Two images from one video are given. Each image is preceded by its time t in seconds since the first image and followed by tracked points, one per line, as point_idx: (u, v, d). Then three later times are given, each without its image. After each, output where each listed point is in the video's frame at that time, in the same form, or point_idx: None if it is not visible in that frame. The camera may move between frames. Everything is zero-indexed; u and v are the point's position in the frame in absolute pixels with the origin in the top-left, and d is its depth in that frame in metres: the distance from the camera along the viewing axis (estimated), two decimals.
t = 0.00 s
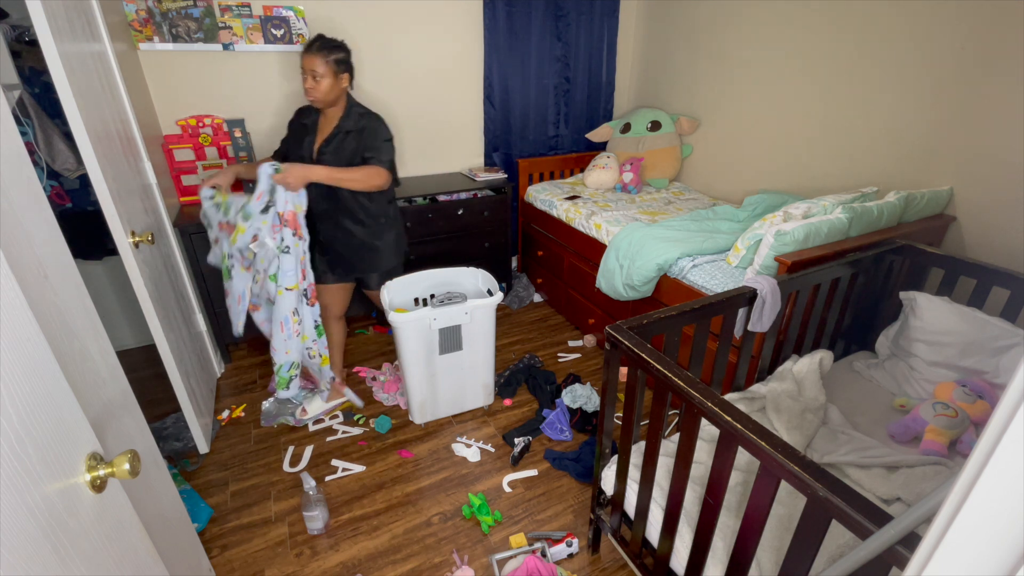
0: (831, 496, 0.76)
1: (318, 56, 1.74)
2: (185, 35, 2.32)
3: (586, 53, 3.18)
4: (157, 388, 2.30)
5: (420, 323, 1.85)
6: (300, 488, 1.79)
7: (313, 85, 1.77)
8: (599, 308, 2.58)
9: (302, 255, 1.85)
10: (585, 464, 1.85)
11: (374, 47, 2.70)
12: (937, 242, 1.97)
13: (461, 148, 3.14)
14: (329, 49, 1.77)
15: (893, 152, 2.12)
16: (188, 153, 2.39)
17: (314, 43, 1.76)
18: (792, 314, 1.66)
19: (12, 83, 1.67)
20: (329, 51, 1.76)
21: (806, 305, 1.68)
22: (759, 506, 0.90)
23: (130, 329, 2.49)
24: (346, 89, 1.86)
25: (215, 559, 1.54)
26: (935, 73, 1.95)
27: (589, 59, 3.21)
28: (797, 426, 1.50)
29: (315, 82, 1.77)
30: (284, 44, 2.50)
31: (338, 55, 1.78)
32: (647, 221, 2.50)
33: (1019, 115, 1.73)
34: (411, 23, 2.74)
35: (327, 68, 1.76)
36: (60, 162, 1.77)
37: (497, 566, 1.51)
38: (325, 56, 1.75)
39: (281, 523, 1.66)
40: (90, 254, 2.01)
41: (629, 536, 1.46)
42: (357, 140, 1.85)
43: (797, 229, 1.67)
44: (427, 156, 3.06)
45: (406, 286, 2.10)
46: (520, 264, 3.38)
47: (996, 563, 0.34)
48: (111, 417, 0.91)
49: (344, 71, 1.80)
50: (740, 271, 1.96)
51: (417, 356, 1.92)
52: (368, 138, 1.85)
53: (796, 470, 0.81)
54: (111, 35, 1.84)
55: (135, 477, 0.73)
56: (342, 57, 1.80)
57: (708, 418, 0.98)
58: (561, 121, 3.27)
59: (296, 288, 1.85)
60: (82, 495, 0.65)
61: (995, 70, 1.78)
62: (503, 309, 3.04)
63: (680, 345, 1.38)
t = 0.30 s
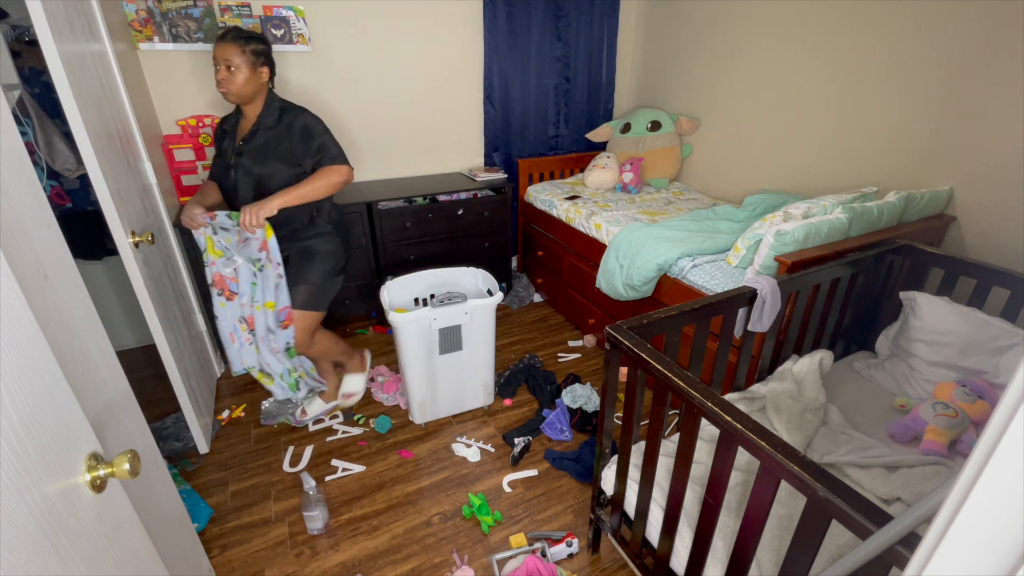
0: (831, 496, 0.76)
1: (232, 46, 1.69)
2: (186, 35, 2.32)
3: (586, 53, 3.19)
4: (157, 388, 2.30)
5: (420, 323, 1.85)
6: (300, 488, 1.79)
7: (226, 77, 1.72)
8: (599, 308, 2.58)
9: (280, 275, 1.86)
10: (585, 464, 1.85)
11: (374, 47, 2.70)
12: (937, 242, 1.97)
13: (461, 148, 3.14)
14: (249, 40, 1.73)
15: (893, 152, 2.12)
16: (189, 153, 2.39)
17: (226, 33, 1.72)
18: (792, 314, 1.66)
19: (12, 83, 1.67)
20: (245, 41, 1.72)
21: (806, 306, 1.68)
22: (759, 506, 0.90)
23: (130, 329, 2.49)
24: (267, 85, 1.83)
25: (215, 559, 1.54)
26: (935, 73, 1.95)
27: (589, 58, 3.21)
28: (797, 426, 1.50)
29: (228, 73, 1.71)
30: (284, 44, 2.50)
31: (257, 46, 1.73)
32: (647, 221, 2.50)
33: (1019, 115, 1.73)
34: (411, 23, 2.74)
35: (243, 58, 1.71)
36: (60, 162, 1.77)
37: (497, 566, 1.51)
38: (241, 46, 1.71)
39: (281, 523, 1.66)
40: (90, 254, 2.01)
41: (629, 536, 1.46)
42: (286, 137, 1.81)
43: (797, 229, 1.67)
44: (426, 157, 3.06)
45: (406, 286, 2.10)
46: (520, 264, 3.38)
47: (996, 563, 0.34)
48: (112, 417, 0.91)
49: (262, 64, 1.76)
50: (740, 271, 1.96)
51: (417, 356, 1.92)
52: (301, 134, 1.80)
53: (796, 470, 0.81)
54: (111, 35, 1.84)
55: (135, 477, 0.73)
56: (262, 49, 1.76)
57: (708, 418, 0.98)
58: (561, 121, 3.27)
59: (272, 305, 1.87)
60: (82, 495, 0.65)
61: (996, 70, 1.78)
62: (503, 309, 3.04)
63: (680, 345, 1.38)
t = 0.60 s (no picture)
0: (831, 496, 0.76)
1: (184, 45, 1.26)
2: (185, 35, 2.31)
3: (586, 53, 3.19)
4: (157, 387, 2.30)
5: (420, 323, 1.85)
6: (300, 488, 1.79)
7: (170, 77, 1.29)
8: (599, 308, 2.58)
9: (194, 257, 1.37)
10: (585, 464, 1.85)
11: (374, 47, 2.70)
12: (937, 242, 1.97)
13: (461, 148, 3.14)
14: (223, 43, 1.30)
15: (893, 152, 2.12)
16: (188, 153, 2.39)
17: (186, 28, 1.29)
18: (792, 314, 1.66)
19: (11, 83, 1.67)
20: (206, 40, 1.27)
21: (806, 306, 1.68)
22: (759, 506, 0.90)
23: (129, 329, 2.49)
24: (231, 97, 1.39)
25: (215, 559, 1.54)
26: (934, 73, 1.95)
27: (589, 58, 3.21)
28: (797, 426, 1.50)
29: (172, 78, 1.29)
30: (284, 44, 2.50)
31: (227, 51, 1.30)
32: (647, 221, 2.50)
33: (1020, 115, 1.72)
34: (411, 23, 2.74)
35: (198, 63, 1.28)
36: (60, 162, 1.76)
37: (497, 566, 1.51)
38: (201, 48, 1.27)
39: (281, 524, 1.66)
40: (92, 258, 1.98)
41: (629, 536, 1.46)
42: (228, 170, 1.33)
43: (797, 229, 1.67)
44: (427, 157, 3.06)
45: (406, 286, 2.10)
46: (520, 264, 3.38)
47: (997, 563, 0.34)
48: (111, 417, 0.91)
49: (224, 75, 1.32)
50: (740, 271, 1.96)
51: (417, 357, 1.92)
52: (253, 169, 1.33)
53: (796, 470, 0.81)
54: (110, 35, 1.84)
55: (135, 477, 0.73)
56: (234, 56, 1.33)
57: (708, 418, 0.98)
58: (561, 121, 3.27)
59: (188, 296, 1.35)
60: (82, 495, 0.65)
61: (996, 70, 1.78)
62: (503, 309, 3.04)
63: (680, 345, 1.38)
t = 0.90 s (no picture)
0: (831, 496, 0.76)
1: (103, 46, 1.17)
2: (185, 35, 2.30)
3: (586, 53, 3.18)
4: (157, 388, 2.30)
5: (420, 324, 1.85)
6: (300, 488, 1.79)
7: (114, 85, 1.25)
8: (599, 308, 2.58)
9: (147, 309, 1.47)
10: (585, 464, 1.85)
11: (374, 47, 2.70)
12: (937, 242, 1.97)
13: (461, 148, 3.14)
14: (147, 37, 1.17)
15: (893, 152, 2.12)
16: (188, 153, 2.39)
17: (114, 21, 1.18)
18: (792, 314, 1.66)
19: (11, 83, 1.48)
20: (119, 37, 1.15)
21: (806, 306, 1.68)
22: (759, 506, 0.90)
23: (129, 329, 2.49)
24: (173, 97, 1.26)
25: (215, 559, 1.54)
26: (934, 73, 1.95)
27: (589, 58, 3.21)
28: (796, 426, 1.50)
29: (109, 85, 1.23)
30: (284, 44, 2.50)
31: (149, 48, 1.17)
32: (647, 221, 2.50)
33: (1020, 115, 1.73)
34: (411, 23, 2.74)
35: (115, 65, 1.18)
36: (60, 162, 1.59)
37: (497, 566, 1.51)
38: (114, 48, 1.16)
39: (281, 523, 1.66)
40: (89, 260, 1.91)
41: (629, 537, 1.46)
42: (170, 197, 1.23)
43: (797, 229, 1.67)
44: (426, 157, 3.06)
45: (406, 286, 2.10)
46: (520, 264, 3.38)
47: (997, 563, 0.34)
48: (111, 417, 0.91)
49: (143, 73, 1.19)
50: (740, 271, 1.96)
51: (416, 357, 1.92)
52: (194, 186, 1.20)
53: (796, 470, 0.81)
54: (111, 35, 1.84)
55: (135, 477, 0.73)
56: (157, 51, 1.19)
57: (708, 417, 0.98)
58: (561, 121, 3.27)
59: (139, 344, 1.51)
60: (82, 495, 0.65)
61: (995, 70, 1.78)
62: (503, 309, 3.04)
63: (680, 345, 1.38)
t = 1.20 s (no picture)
0: (830, 496, 0.76)
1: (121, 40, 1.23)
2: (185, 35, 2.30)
3: (586, 53, 3.18)
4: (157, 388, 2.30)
5: (420, 324, 1.85)
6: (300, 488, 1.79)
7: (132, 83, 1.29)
8: (599, 308, 2.58)
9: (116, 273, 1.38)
10: (585, 464, 1.85)
11: (374, 47, 2.70)
12: (937, 242, 1.97)
13: (461, 148, 3.14)
14: (152, 35, 1.21)
15: (893, 152, 2.12)
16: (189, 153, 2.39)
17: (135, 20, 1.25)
18: (792, 313, 1.66)
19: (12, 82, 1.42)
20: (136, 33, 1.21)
21: (806, 306, 1.69)
22: (759, 506, 0.90)
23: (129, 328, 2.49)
24: (168, 95, 1.27)
25: (216, 559, 1.54)
26: (934, 72, 1.95)
27: (589, 58, 3.21)
28: (796, 426, 1.50)
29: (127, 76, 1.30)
30: (284, 44, 2.50)
31: (152, 45, 1.21)
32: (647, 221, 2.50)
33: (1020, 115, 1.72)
34: (411, 24, 2.74)
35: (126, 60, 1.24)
36: (60, 162, 1.58)
37: (497, 566, 1.51)
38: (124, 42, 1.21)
39: (281, 523, 1.66)
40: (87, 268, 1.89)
41: (629, 536, 1.46)
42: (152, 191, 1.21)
43: (797, 229, 1.67)
44: (426, 157, 3.06)
45: (406, 286, 2.10)
46: (520, 264, 3.38)
47: (997, 563, 0.34)
48: (111, 417, 0.91)
49: (140, 68, 1.22)
50: (740, 271, 1.96)
51: (416, 357, 1.92)
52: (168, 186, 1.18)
53: (796, 470, 0.81)
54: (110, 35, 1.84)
55: (135, 477, 0.73)
56: (156, 48, 1.21)
57: (708, 418, 0.98)
58: (561, 121, 3.27)
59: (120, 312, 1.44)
60: (82, 495, 0.65)
61: (995, 70, 1.78)
62: (503, 309, 3.04)
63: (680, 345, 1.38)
